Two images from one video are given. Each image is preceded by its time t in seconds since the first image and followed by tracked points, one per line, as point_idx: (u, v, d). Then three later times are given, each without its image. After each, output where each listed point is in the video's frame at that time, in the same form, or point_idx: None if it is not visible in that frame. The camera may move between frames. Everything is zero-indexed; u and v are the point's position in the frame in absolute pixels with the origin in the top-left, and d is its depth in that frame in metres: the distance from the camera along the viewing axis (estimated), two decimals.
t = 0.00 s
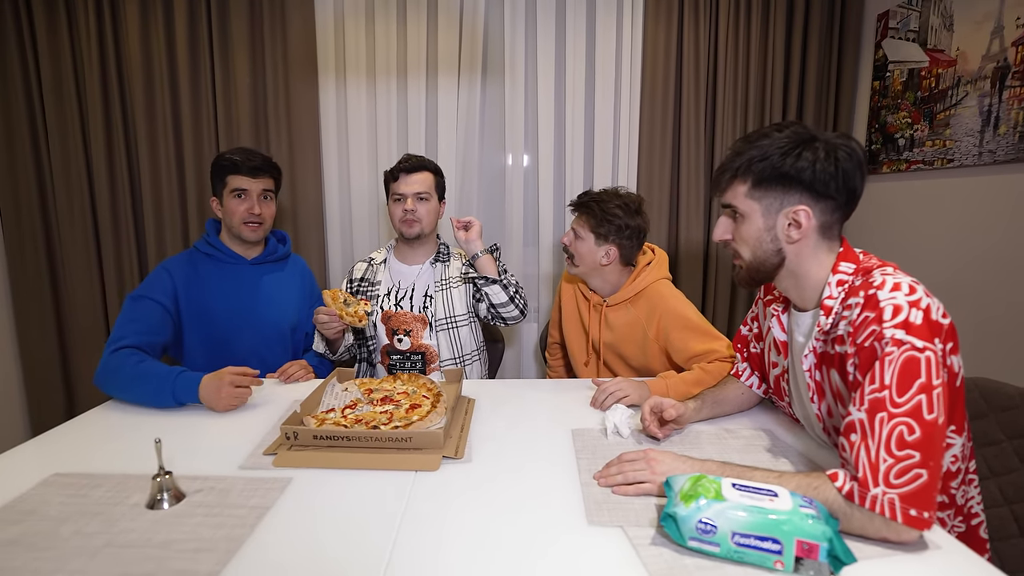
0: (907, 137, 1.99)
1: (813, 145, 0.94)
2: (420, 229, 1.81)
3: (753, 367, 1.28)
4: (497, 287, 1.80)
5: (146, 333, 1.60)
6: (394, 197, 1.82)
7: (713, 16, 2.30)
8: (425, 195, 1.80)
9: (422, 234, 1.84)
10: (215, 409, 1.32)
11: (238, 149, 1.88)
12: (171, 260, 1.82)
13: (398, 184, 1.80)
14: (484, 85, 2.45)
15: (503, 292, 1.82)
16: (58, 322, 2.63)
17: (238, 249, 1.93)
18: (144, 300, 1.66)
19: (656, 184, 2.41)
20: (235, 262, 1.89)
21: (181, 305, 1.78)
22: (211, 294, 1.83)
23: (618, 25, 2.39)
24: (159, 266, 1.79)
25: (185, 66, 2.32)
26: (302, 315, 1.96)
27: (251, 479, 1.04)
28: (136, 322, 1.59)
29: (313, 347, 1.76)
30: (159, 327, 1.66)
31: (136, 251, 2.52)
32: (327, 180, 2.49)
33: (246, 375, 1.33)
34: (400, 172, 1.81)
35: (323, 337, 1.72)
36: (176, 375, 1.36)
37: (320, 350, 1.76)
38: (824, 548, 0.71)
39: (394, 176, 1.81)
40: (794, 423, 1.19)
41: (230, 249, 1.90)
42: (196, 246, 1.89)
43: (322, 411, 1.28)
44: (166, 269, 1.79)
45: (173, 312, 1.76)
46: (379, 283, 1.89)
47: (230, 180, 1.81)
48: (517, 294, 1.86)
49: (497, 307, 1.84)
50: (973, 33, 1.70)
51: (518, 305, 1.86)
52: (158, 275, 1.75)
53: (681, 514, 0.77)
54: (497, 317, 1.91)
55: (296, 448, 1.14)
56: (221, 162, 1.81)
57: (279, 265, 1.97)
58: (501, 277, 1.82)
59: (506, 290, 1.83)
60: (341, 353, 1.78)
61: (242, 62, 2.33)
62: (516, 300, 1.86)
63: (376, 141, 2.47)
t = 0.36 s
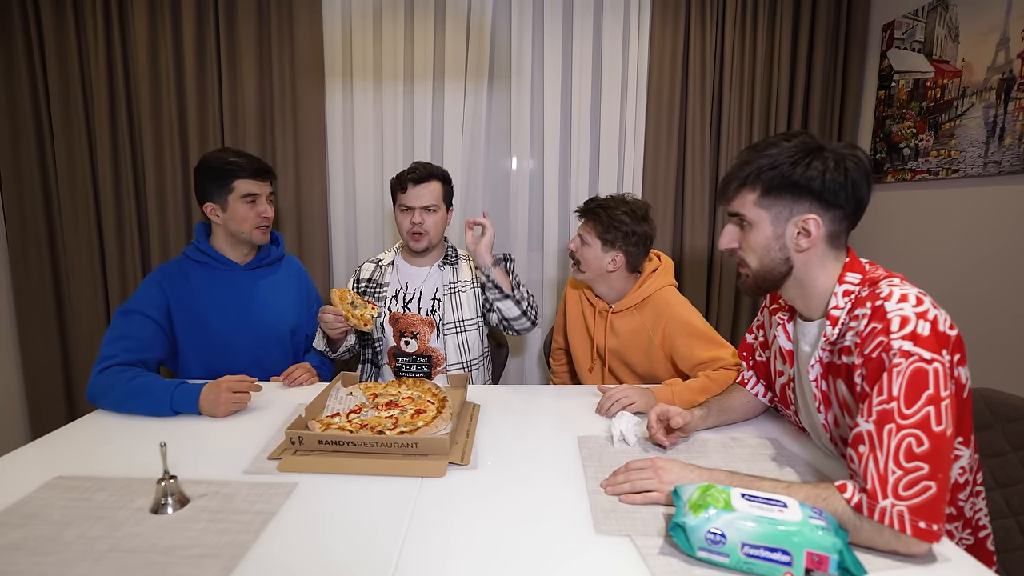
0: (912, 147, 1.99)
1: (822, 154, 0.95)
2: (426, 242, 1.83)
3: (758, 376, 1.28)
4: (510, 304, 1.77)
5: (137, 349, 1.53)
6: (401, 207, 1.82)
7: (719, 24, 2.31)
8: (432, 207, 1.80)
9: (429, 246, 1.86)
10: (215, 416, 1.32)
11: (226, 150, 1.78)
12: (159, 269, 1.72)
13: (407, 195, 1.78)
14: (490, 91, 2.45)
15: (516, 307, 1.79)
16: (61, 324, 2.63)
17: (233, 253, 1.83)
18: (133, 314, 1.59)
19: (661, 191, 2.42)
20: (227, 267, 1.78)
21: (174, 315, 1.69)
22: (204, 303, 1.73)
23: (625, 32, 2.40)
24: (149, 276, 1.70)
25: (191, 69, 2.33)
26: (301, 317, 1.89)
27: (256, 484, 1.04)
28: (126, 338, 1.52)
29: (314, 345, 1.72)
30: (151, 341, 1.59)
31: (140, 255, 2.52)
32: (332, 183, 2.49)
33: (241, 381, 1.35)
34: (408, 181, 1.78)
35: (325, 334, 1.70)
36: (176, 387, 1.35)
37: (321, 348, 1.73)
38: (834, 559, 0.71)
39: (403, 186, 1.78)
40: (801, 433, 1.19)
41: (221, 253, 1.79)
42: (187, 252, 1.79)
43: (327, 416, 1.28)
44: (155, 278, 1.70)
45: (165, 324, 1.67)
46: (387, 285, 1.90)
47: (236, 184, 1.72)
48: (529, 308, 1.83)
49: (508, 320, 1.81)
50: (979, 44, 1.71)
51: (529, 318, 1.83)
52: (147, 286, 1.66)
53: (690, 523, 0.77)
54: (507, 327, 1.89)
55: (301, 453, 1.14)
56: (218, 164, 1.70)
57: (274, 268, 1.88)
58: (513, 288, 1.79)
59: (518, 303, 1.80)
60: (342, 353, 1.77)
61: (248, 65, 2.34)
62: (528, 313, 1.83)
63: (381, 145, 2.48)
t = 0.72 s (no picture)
0: (910, 153, 2.01)
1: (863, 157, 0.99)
2: (423, 233, 1.80)
3: (761, 382, 1.29)
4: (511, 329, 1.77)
5: (132, 351, 1.49)
6: (399, 199, 1.81)
7: (719, 28, 2.31)
8: (431, 198, 1.79)
9: (426, 239, 1.83)
10: (214, 421, 1.30)
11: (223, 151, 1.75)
12: (150, 270, 1.66)
13: (404, 186, 1.78)
14: (490, 93, 2.44)
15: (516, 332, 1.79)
16: (49, 326, 2.57)
17: (228, 253, 1.79)
18: (126, 315, 1.53)
19: (660, 195, 2.42)
20: (221, 268, 1.75)
21: (167, 317, 1.64)
22: (199, 304, 1.69)
23: (625, 34, 2.39)
24: (140, 277, 1.64)
25: (186, 67, 2.30)
26: (296, 317, 1.87)
27: (258, 493, 1.02)
28: (120, 339, 1.48)
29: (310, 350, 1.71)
30: (146, 343, 1.55)
31: (132, 257, 2.48)
32: (329, 183, 2.46)
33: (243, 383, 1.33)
34: (406, 173, 1.78)
35: (320, 340, 1.67)
36: (175, 390, 1.32)
37: (317, 353, 1.73)
38: (849, 571, 0.70)
39: (401, 177, 1.78)
40: (806, 439, 1.19)
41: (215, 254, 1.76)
42: (178, 252, 1.74)
43: (328, 421, 1.26)
44: (147, 279, 1.64)
45: (159, 326, 1.62)
46: (380, 284, 1.87)
47: (245, 188, 1.70)
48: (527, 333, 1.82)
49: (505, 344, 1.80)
50: (978, 52, 1.72)
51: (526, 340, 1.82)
52: (140, 287, 1.61)
53: (703, 534, 0.77)
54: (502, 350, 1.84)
55: (301, 460, 1.12)
56: (221, 164, 1.67)
57: (269, 268, 1.85)
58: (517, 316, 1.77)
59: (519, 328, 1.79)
60: (337, 357, 1.75)
61: (244, 63, 2.31)
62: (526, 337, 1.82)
63: (379, 145, 2.45)
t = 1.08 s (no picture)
0: (906, 153, 2.03)
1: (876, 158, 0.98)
2: (423, 231, 1.77)
3: (764, 382, 1.29)
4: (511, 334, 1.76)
5: (135, 344, 1.45)
6: (397, 196, 1.79)
7: (717, 26, 2.31)
8: (431, 195, 1.76)
9: (426, 237, 1.80)
10: (213, 422, 1.27)
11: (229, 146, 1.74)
12: (154, 264, 1.63)
13: (404, 183, 1.76)
14: (487, 90, 2.41)
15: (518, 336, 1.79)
16: (34, 327, 2.51)
17: (228, 251, 1.76)
18: (130, 308, 1.50)
19: (657, 194, 2.42)
20: (225, 264, 1.72)
21: (169, 311, 1.60)
22: (201, 301, 1.65)
23: (623, 33, 2.38)
24: (144, 269, 1.61)
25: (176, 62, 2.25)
26: (295, 317, 1.83)
27: (259, 498, 1.00)
28: (124, 332, 1.44)
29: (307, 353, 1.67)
30: (149, 337, 1.51)
31: (120, 256, 2.42)
32: (323, 180, 2.42)
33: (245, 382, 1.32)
34: (406, 170, 1.77)
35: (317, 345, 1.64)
36: (179, 389, 1.30)
37: (314, 357, 1.68)
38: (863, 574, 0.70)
39: (400, 175, 1.77)
40: (809, 439, 1.19)
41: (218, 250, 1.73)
42: (182, 247, 1.71)
43: (327, 424, 1.22)
44: (151, 272, 1.60)
45: (161, 319, 1.58)
46: (379, 285, 1.84)
47: (218, 176, 1.66)
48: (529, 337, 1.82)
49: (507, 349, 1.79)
50: (974, 53, 1.74)
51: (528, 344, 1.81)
52: (143, 279, 1.57)
53: (717, 538, 0.76)
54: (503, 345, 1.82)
55: (304, 464, 1.10)
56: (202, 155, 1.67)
57: (271, 267, 1.81)
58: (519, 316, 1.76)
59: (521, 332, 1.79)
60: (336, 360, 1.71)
61: (237, 58, 2.26)
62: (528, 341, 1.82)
63: (374, 142, 2.42)
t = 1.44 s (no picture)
0: (898, 151, 2.04)
1: (862, 159, 0.94)
2: (419, 229, 1.76)
3: (765, 380, 1.29)
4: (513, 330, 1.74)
5: (128, 352, 1.43)
6: (393, 194, 1.77)
7: (710, 26, 2.32)
8: (426, 192, 1.75)
9: (421, 237, 1.78)
10: (209, 428, 1.24)
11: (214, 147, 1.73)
12: (146, 271, 1.61)
13: (399, 181, 1.75)
14: (481, 92, 2.40)
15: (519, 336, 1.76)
16: (21, 335, 2.45)
17: (220, 255, 1.73)
18: (122, 315, 1.47)
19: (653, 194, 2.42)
20: (218, 269, 1.69)
21: (162, 319, 1.58)
22: (195, 306, 1.62)
23: (617, 32, 2.38)
24: (137, 276, 1.59)
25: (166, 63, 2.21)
26: (290, 322, 1.78)
27: (259, 507, 0.98)
28: (117, 339, 1.42)
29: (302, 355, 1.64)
30: (143, 344, 1.49)
31: (110, 262, 2.38)
32: (316, 182, 2.40)
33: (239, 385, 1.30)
34: (400, 169, 1.75)
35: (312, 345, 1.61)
36: (174, 395, 1.27)
37: (309, 358, 1.65)
38: (873, 573, 0.70)
39: (394, 174, 1.76)
40: (810, 436, 1.20)
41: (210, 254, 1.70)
42: (174, 253, 1.69)
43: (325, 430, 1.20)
44: (144, 279, 1.59)
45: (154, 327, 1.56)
46: (375, 285, 1.82)
47: (204, 179, 1.64)
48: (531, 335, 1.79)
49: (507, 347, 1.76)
50: (965, 52, 1.76)
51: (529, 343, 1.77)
52: (136, 287, 1.56)
53: (725, 539, 0.76)
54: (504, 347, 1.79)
55: (304, 472, 1.08)
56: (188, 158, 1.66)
57: (265, 270, 1.78)
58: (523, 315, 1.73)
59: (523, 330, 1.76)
60: (331, 363, 1.67)
61: (228, 59, 2.23)
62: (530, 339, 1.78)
63: (368, 143, 2.40)
